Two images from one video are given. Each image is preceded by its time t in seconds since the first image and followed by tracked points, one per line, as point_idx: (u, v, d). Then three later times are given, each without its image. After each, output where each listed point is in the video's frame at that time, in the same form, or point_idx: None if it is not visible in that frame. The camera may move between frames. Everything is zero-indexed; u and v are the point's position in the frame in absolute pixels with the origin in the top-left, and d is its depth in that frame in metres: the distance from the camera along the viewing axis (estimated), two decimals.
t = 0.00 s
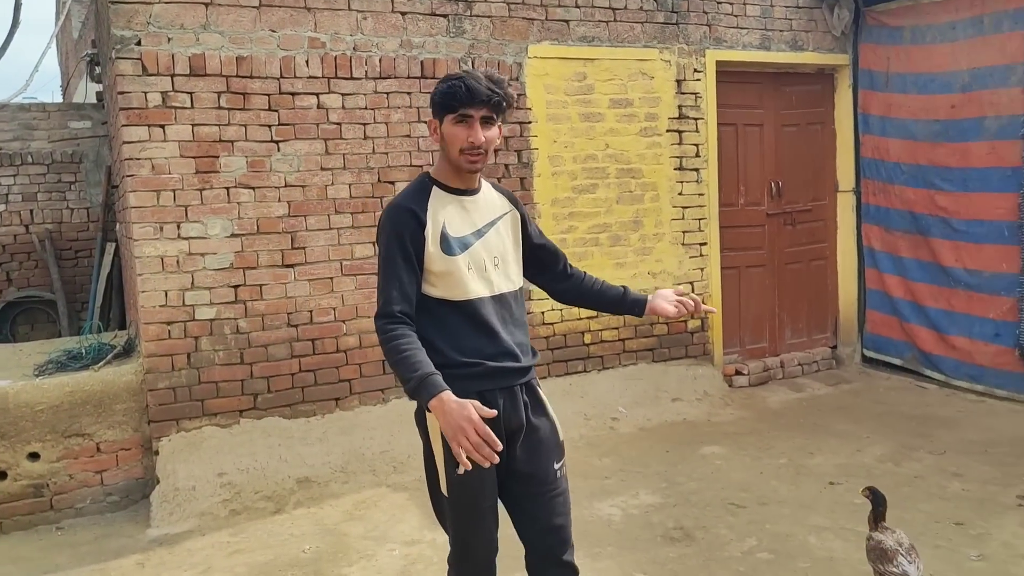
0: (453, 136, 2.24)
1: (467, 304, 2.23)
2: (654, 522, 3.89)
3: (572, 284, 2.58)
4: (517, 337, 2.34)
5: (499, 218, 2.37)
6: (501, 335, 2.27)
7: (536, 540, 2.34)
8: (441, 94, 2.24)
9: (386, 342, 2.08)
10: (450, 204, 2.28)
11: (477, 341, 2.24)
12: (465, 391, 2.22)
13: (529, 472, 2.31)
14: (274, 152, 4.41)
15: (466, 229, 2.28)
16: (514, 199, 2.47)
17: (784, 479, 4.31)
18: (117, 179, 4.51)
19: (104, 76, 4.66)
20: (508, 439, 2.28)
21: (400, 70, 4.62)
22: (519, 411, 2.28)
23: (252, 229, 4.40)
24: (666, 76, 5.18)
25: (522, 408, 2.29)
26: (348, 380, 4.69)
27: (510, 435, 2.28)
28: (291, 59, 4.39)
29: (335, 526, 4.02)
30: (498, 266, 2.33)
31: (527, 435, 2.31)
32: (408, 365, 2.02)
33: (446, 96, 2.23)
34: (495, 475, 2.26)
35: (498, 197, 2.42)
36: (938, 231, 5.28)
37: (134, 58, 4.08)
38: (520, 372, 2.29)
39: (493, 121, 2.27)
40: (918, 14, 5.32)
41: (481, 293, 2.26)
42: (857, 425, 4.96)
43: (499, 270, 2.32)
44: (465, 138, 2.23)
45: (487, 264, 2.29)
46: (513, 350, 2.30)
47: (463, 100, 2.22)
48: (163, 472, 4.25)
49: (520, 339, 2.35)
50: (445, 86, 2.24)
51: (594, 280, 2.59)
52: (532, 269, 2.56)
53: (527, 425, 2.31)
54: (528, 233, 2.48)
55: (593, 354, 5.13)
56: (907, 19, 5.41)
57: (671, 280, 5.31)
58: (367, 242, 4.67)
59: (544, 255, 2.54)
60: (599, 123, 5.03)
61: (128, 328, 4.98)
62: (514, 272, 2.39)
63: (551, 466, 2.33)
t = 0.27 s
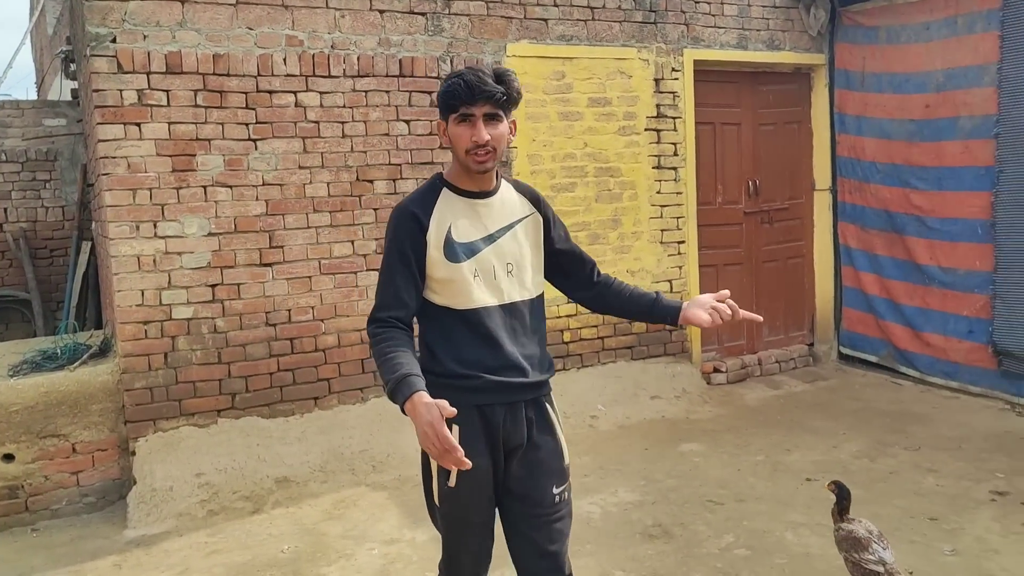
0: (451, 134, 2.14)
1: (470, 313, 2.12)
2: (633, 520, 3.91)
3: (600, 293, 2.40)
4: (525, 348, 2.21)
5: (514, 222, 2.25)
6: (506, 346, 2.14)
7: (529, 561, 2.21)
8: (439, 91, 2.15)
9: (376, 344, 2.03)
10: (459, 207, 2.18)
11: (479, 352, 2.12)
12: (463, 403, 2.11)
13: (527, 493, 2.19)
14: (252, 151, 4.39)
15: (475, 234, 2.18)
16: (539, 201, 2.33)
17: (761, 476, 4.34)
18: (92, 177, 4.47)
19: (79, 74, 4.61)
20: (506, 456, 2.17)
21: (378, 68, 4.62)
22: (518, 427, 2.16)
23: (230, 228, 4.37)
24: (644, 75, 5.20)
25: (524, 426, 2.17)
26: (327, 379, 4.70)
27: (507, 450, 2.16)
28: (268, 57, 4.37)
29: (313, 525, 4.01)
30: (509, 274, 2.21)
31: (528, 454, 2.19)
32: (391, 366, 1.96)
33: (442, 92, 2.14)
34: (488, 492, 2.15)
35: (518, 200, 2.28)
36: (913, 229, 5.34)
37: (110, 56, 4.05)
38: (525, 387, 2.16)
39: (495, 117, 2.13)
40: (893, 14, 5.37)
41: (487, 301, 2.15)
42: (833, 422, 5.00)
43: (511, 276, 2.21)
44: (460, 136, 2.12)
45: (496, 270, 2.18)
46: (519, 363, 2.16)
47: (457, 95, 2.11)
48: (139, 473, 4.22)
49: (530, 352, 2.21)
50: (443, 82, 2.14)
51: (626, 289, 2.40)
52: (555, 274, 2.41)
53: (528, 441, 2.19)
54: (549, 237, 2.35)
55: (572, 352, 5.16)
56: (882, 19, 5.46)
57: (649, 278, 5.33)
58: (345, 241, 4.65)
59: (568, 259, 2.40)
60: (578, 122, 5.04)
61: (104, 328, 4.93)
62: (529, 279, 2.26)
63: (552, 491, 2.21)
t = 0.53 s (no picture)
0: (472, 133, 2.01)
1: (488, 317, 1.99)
2: (622, 520, 3.92)
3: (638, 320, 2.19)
4: (556, 354, 2.03)
5: (552, 220, 2.07)
6: (530, 353, 1.98)
7: None
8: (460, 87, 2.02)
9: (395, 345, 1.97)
10: (488, 203, 2.03)
11: (499, 359, 1.98)
12: (478, 412, 1.97)
13: (549, 513, 2.03)
14: (239, 152, 4.38)
15: (503, 232, 2.02)
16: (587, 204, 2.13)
17: (749, 476, 4.36)
18: (79, 178, 4.45)
19: (65, 73, 4.59)
20: (529, 472, 2.01)
21: (366, 69, 4.62)
22: (541, 442, 1.99)
23: (217, 229, 4.36)
24: (632, 77, 5.22)
25: (547, 441, 2.00)
26: (315, 380, 4.70)
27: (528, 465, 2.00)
28: (256, 58, 4.36)
29: (302, 527, 4.01)
30: (539, 278, 2.03)
31: (554, 472, 2.02)
32: (405, 380, 1.91)
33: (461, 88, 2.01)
34: (507, 511, 1.99)
35: (560, 199, 2.10)
36: (899, 230, 5.38)
37: (96, 56, 4.03)
38: (550, 399, 1.99)
39: (512, 112, 1.97)
40: (878, 17, 5.41)
41: (507, 305, 1.99)
42: (820, 421, 5.03)
43: (543, 279, 2.04)
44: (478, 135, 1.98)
45: (525, 273, 2.02)
46: (545, 371, 1.99)
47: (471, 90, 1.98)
48: (127, 475, 4.20)
49: (561, 361, 2.03)
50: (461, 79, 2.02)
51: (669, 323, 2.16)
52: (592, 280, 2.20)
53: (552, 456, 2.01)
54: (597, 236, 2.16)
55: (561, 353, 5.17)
56: (867, 21, 5.50)
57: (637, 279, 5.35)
58: (333, 242, 4.65)
59: (616, 268, 2.19)
60: (566, 123, 5.04)
61: (90, 330, 4.91)
62: (564, 286, 2.06)
63: (577, 512, 2.04)
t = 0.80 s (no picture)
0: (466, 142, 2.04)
1: (486, 319, 2.02)
2: (614, 522, 3.92)
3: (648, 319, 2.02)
4: (558, 363, 1.99)
5: (563, 220, 2.04)
6: (527, 360, 1.97)
7: None
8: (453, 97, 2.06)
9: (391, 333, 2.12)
10: (497, 205, 2.06)
11: (496, 364, 2.00)
12: (474, 416, 2.00)
13: (539, 525, 2.01)
14: (230, 154, 4.36)
15: (508, 235, 2.04)
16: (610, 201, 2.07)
17: (741, 477, 4.36)
18: (68, 181, 4.43)
19: (53, 75, 4.56)
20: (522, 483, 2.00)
21: (357, 72, 4.61)
22: (534, 454, 1.97)
23: (208, 231, 4.34)
24: (624, 79, 5.22)
25: (541, 453, 1.97)
26: (306, 384, 4.66)
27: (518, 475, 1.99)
28: (247, 60, 4.35)
29: (293, 531, 3.99)
30: (544, 281, 2.01)
31: (547, 486, 1.99)
32: (382, 369, 2.05)
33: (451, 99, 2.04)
34: (497, 521, 1.98)
35: (577, 199, 2.06)
36: (890, 231, 5.40)
37: (85, 58, 4.01)
38: (547, 410, 1.96)
39: (493, 118, 1.96)
40: (869, 19, 5.42)
41: (506, 307, 2.00)
42: (812, 423, 5.03)
43: (549, 281, 2.01)
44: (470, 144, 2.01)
45: (529, 275, 2.01)
46: (544, 379, 1.96)
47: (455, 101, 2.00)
48: (117, 479, 4.18)
49: (566, 372, 1.99)
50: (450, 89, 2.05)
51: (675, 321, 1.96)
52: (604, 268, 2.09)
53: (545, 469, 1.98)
54: (616, 226, 2.06)
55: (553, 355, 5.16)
56: (858, 24, 5.51)
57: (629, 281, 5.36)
58: (325, 244, 4.64)
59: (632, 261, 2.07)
60: (557, 125, 5.04)
61: (80, 333, 4.88)
62: (573, 290, 2.02)
63: (567, 530, 2.00)
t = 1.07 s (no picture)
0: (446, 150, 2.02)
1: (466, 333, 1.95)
2: (609, 525, 3.93)
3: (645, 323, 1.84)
4: (547, 383, 1.90)
5: (547, 229, 1.94)
6: (511, 380, 1.89)
7: None
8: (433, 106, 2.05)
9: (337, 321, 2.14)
10: (480, 213, 2.00)
11: (479, 385, 1.93)
12: (459, 439, 1.94)
13: (529, 554, 1.95)
14: (223, 159, 4.36)
15: (490, 244, 1.97)
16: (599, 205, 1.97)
17: (735, 480, 4.37)
18: (60, 187, 4.42)
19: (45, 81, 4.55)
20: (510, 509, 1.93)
21: (350, 76, 4.62)
22: (525, 480, 1.90)
23: (201, 236, 4.34)
24: (616, 83, 5.24)
25: (530, 480, 1.90)
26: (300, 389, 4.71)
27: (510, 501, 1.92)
28: (240, 65, 4.35)
29: (288, 536, 3.99)
30: (528, 293, 1.92)
31: (538, 515, 1.92)
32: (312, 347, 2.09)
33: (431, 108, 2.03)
34: (498, 546, 1.89)
35: (565, 205, 1.96)
36: (882, 234, 5.42)
37: (78, 63, 4.01)
38: (535, 435, 1.88)
39: (461, 125, 1.93)
40: (860, 23, 5.46)
41: (486, 320, 1.93)
42: (805, 426, 5.05)
43: (531, 293, 1.92)
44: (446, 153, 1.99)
45: (510, 287, 1.93)
46: (530, 400, 1.88)
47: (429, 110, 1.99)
48: (110, 485, 4.15)
49: (555, 391, 1.90)
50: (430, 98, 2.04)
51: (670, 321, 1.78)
52: (598, 277, 1.96)
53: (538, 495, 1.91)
54: (606, 230, 1.95)
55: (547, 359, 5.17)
56: (848, 28, 5.54)
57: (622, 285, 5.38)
58: (318, 248, 4.64)
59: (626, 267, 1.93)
60: (550, 129, 5.05)
61: (72, 339, 4.86)
62: (558, 302, 1.92)
63: (558, 556, 1.94)
